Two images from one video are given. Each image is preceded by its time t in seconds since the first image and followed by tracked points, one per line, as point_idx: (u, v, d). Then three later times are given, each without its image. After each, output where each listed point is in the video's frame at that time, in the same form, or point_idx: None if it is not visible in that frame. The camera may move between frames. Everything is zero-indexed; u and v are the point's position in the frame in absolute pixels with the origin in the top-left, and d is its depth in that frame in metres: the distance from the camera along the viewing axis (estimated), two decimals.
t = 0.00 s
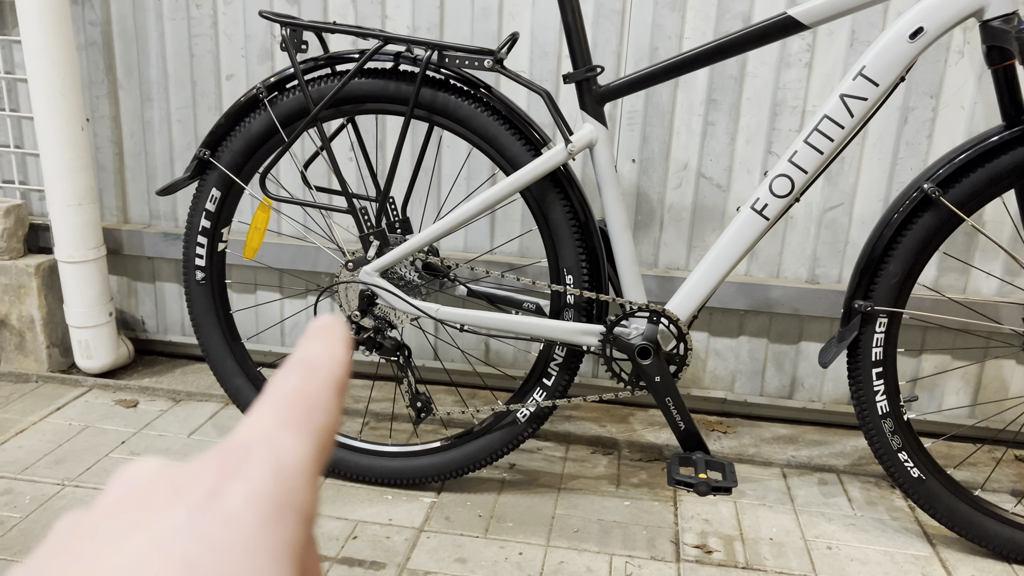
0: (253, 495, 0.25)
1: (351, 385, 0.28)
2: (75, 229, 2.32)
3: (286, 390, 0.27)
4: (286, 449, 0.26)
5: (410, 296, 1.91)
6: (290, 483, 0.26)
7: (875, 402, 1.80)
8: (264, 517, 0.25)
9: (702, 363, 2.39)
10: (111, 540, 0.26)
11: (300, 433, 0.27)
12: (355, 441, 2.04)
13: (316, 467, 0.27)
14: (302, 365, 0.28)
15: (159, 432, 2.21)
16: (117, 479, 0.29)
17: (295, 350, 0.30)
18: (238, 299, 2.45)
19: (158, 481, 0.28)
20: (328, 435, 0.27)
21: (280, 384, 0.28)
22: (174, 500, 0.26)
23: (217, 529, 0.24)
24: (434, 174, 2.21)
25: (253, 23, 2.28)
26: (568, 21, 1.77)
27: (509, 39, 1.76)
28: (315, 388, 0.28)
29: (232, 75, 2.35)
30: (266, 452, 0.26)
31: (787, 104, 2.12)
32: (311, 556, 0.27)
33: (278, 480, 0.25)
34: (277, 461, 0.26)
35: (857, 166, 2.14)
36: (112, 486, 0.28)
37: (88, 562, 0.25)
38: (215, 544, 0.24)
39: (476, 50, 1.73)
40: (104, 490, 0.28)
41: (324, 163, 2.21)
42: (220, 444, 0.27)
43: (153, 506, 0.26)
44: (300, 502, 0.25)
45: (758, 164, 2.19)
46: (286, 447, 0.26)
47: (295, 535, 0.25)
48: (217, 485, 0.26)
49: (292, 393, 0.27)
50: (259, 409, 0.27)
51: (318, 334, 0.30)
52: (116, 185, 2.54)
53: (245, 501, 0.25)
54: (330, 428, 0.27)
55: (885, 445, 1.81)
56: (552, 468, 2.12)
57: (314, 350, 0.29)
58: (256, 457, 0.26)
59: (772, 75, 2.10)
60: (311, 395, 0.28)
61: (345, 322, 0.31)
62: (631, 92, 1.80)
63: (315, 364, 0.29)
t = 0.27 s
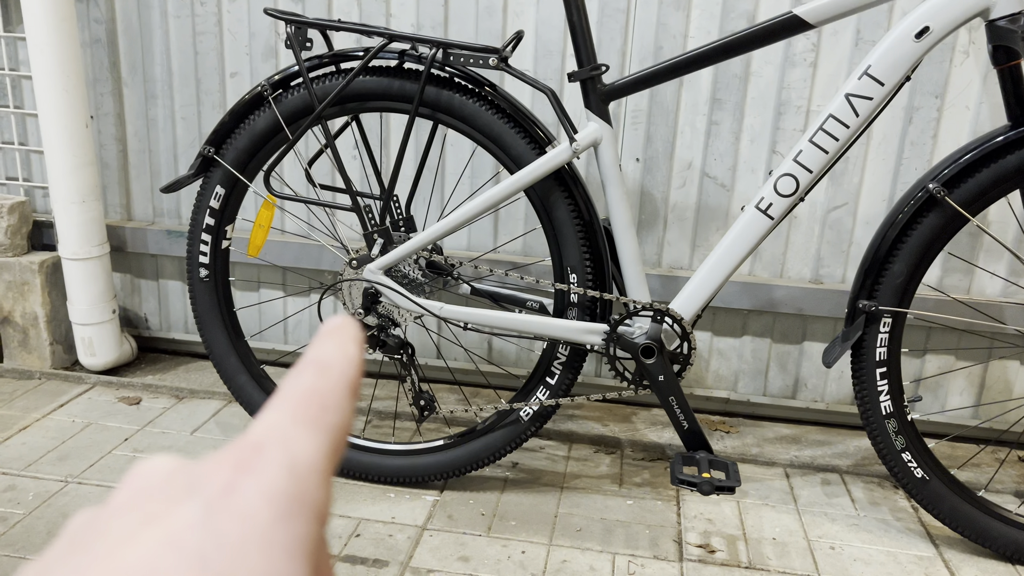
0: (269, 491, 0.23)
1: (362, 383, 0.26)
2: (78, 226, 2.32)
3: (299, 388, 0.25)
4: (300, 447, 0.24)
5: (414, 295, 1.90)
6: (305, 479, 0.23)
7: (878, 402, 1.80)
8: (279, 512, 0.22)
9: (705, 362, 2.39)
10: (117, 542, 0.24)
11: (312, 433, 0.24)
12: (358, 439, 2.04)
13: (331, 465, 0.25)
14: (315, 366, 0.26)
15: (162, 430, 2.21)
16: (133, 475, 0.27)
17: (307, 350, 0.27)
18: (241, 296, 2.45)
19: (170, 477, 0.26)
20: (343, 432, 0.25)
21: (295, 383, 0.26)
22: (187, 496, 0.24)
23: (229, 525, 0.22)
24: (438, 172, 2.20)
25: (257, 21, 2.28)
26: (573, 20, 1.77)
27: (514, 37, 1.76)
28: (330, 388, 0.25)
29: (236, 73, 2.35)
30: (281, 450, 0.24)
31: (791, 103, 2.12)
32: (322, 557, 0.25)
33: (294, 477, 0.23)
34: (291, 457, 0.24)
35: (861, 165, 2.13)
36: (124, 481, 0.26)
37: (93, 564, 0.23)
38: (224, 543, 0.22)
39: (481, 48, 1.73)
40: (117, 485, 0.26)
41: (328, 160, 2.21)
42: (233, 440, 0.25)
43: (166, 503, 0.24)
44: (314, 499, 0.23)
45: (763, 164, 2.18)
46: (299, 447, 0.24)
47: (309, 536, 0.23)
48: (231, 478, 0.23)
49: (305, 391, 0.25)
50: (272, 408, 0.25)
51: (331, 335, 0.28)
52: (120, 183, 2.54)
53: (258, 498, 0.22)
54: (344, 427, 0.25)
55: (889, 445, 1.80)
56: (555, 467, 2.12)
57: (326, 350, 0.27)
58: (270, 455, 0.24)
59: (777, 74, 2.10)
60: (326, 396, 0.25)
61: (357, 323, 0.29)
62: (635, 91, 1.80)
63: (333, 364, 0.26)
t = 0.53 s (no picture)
0: (266, 496, 0.23)
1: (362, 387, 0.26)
2: (80, 224, 2.32)
3: (296, 392, 0.25)
4: (297, 451, 0.24)
5: (416, 294, 1.91)
6: (302, 484, 0.23)
7: (879, 403, 1.80)
8: (276, 517, 0.22)
9: (706, 363, 2.39)
10: (114, 546, 0.24)
11: (308, 438, 0.24)
12: (359, 438, 2.05)
13: (327, 470, 0.25)
14: (312, 370, 0.26)
15: (164, 429, 2.21)
16: (130, 478, 0.27)
17: (303, 354, 0.27)
18: (243, 295, 2.45)
19: (169, 481, 0.26)
20: (340, 436, 0.25)
21: (292, 386, 0.26)
22: (184, 500, 0.24)
23: (226, 530, 0.22)
24: (440, 172, 2.21)
25: (259, 20, 2.28)
26: (575, 20, 1.77)
27: (516, 37, 1.76)
28: (328, 391, 0.25)
29: (238, 72, 2.35)
30: (277, 455, 0.24)
31: (793, 104, 2.12)
32: (318, 561, 0.25)
33: (290, 482, 0.23)
34: (288, 461, 0.24)
35: (863, 166, 2.13)
36: (121, 485, 0.26)
37: (90, 566, 0.23)
38: (222, 547, 0.22)
39: (483, 48, 1.73)
40: (115, 489, 0.26)
41: (330, 160, 2.21)
42: (230, 444, 0.25)
43: (164, 507, 0.24)
44: (310, 505, 0.23)
45: (764, 164, 2.18)
46: (295, 451, 0.24)
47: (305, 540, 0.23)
48: (228, 482, 0.23)
49: (302, 395, 0.25)
50: (269, 413, 0.25)
51: (327, 339, 0.28)
52: (122, 182, 2.54)
53: (255, 502, 0.23)
54: (341, 431, 0.25)
55: (890, 447, 1.80)
56: (556, 468, 2.12)
57: (323, 354, 0.27)
58: (267, 459, 0.24)
59: (779, 75, 2.10)
60: (322, 400, 0.25)
61: (354, 328, 0.29)
62: (637, 91, 1.80)
63: (330, 368, 0.26)
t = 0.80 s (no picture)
0: (275, 495, 0.23)
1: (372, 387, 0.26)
2: (82, 223, 2.33)
3: (305, 391, 0.26)
4: (306, 451, 0.24)
5: (417, 293, 1.91)
6: (311, 483, 0.24)
7: (881, 403, 1.80)
8: (286, 515, 0.23)
9: (707, 363, 2.39)
10: (125, 543, 0.24)
11: (319, 438, 0.24)
12: (361, 437, 2.05)
13: (336, 469, 0.25)
14: (322, 369, 0.26)
15: (165, 427, 2.21)
16: (141, 476, 0.27)
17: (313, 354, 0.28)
18: (244, 294, 2.45)
19: (179, 479, 0.26)
20: (349, 436, 0.25)
21: (302, 386, 0.26)
22: (194, 498, 0.24)
23: (237, 528, 0.22)
24: (441, 171, 2.21)
25: (261, 19, 2.28)
26: (578, 20, 1.77)
27: (519, 36, 1.76)
28: (337, 390, 0.26)
29: (240, 71, 2.35)
30: (287, 453, 0.24)
31: (795, 104, 2.12)
32: (327, 560, 0.25)
33: (299, 480, 0.23)
34: (298, 460, 0.24)
35: (865, 166, 2.13)
36: (132, 483, 0.26)
37: (100, 564, 0.23)
38: (233, 544, 0.22)
39: (485, 47, 1.73)
40: (126, 487, 0.26)
41: (332, 159, 2.22)
42: (240, 443, 0.25)
43: (173, 505, 0.24)
44: (320, 503, 0.23)
45: (766, 164, 2.18)
46: (306, 450, 0.24)
47: (315, 539, 0.23)
48: (239, 481, 0.23)
49: (312, 394, 0.25)
50: (279, 412, 0.25)
51: (338, 339, 0.28)
52: (124, 180, 2.54)
53: (265, 500, 0.23)
54: (350, 430, 0.25)
55: (891, 447, 1.80)
56: (557, 467, 2.12)
57: (334, 353, 0.27)
58: (277, 458, 0.24)
59: (781, 75, 2.10)
60: (332, 399, 0.26)
61: (364, 329, 0.29)
62: (639, 91, 1.80)
63: (341, 367, 0.27)
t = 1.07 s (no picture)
0: (293, 502, 0.23)
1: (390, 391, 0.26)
2: (84, 222, 2.33)
3: (323, 396, 0.25)
4: (325, 458, 0.24)
5: (419, 293, 1.91)
6: (329, 489, 0.23)
7: (882, 403, 1.80)
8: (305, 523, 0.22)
9: (709, 363, 2.39)
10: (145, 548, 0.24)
11: (336, 446, 0.24)
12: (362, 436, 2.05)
13: (354, 475, 0.24)
14: (342, 373, 0.26)
15: (167, 426, 2.21)
16: (159, 478, 0.27)
17: (331, 357, 0.27)
18: (246, 293, 2.46)
19: (198, 482, 0.26)
20: (368, 442, 0.25)
21: (321, 391, 0.26)
22: (213, 503, 0.24)
23: (256, 535, 0.22)
24: (443, 171, 2.21)
25: (263, 19, 2.28)
26: (579, 19, 1.77)
27: (520, 36, 1.76)
28: (355, 395, 0.25)
29: (242, 70, 2.35)
30: (305, 459, 0.24)
31: (797, 104, 2.12)
32: (344, 566, 0.25)
33: (316, 486, 0.23)
34: (316, 466, 0.24)
35: (866, 166, 2.13)
36: (149, 487, 0.26)
37: (120, 569, 0.23)
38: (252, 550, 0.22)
39: (487, 47, 1.73)
40: (145, 488, 0.26)
41: (333, 158, 2.22)
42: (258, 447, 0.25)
43: (192, 509, 0.24)
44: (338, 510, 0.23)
45: (768, 164, 2.18)
46: (324, 456, 0.24)
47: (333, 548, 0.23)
48: (257, 486, 0.23)
49: (330, 399, 0.25)
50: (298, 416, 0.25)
51: (357, 342, 0.28)
52: (126, 179, 2.55)
53: (284, 505, 0.22)
54: (369, 437, 0.25)
55: (893, 447, 1.80)
56: (558, 467, 2.12)
57: (354, 357, 0.27)
58: (295, 464, 0.23)
59: (783, 75, 2.10)
60: (350, 404, 0.25)
61: (384, 332, 0.29)
62: (641, 91, 1.80)
63: (360, 371, 0.26)
